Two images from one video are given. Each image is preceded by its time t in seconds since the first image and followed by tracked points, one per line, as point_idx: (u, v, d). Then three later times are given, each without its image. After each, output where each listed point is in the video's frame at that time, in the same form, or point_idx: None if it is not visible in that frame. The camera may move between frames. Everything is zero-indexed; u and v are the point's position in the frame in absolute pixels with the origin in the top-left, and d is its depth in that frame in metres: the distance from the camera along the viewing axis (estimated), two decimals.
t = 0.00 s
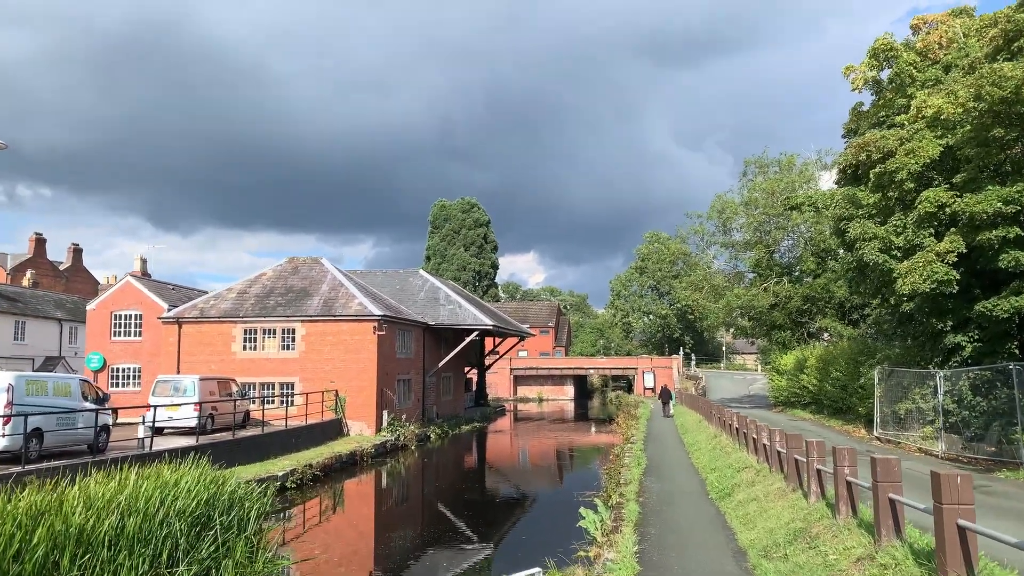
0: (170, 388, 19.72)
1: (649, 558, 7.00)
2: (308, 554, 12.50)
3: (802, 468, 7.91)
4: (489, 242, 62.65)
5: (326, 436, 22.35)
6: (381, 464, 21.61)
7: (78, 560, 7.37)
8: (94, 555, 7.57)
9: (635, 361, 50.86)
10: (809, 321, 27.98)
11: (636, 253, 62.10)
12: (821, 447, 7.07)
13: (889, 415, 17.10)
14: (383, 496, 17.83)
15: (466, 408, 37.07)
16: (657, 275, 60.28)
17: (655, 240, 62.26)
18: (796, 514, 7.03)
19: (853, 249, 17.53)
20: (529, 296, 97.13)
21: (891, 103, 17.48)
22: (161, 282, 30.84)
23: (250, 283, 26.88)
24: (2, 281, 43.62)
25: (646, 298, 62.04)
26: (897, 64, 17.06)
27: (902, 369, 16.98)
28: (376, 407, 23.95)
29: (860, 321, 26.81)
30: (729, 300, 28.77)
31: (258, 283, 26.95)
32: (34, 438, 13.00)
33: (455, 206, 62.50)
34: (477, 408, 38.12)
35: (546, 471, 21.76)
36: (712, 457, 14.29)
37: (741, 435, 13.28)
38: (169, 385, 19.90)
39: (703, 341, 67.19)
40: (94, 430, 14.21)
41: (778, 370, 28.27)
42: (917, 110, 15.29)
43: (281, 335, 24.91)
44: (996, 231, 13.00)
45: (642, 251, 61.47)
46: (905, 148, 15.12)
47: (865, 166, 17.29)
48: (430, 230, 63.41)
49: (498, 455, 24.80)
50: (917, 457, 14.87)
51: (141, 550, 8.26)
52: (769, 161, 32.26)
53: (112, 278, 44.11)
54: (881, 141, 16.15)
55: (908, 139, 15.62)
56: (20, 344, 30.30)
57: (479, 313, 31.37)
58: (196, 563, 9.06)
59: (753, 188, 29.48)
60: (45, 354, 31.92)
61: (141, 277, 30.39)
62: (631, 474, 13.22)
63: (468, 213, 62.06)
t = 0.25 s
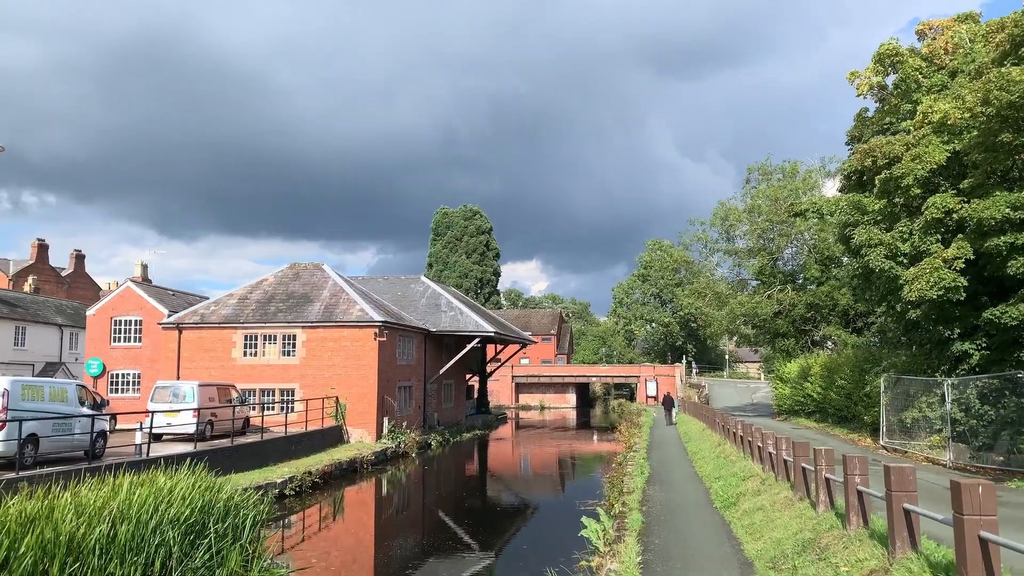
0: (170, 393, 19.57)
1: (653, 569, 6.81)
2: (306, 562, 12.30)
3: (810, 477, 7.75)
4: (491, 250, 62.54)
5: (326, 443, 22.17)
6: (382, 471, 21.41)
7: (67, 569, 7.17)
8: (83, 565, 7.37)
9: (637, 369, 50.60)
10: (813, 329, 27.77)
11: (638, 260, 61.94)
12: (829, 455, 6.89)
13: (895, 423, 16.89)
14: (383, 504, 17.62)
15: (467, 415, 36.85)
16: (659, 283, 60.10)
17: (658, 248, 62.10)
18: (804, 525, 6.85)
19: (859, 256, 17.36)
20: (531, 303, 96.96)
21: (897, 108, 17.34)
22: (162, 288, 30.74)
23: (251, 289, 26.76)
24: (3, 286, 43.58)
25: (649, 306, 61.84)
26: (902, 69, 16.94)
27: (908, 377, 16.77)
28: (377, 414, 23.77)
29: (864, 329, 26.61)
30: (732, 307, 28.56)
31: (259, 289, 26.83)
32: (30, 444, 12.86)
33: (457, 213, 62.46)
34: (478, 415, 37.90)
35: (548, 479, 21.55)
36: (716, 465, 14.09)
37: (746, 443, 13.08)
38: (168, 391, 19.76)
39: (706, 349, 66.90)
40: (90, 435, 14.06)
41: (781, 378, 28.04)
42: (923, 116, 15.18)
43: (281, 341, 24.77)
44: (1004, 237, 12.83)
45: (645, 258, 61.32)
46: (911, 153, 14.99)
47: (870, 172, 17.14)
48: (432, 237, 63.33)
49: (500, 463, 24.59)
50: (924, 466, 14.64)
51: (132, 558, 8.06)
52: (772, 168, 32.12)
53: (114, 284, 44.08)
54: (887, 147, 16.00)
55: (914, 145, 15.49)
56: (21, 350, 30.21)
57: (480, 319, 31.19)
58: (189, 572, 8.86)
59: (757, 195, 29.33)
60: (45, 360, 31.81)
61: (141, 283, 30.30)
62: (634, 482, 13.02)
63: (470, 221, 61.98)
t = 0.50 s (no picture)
0: (167, 397, 19.39)
1: None
2: (302, 569, 12.08)
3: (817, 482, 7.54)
4: (492, 254, 62.37)
5: (324, 448, 21.96)
6: (381, 476, 21.19)
7: None
8: (73, 573, 7.12)
9: (639, 373, 50.34)
10: (816, 333, 27.54)
11: (640, 264, 61.76)
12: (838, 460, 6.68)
13: (901, 428, 16.66)
14: (382, 509, 17.40)
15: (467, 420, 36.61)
16: (661, 287, 59.90)
17: (659, 252, 61.92)
18: (812, 532, 6.63)
19: (863, 259, 17.15)
20: (532, 308, 96.77)
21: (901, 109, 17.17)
22: (160, 291, 30.58)
23: (249, 292, 26.60)
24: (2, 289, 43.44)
25: (650, 310, 61.63)
26: (907, 70, 16.77)
27: (913, 382, 16.55)
28: (376, 418, 23.56)
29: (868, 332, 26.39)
30: (734, 311, 28.33)
31: (258, 292, 26.67)
32: (23, 448, 12.67)
33: (458, 217, 62.34)
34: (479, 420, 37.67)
35: (549, 484, 21.32)
36: (719, 471, 13.87)
37: (749, 448, 12.85)
38: (165, 395, 19.56)
39: (707, 354, 66.64)
40: (84, 438, 13.88)
41: (784, 382, 27.81)
42: (928, 116, 15.00)
43: (280, 345, 24.59)
44: (1011, 239, 12.63)
45: (646, 262, 61.14)
46: (916, 154, 14.82)
47: (875, 173, 16.94)
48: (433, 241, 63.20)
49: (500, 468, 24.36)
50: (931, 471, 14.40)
51: (121, 565, 7.83)
52: (774, 171, 31.95)
53: (112, 287, 43.84)
54: (892, 147, 15.80)
55: (919, 146, 15.30)
56: (18, 353, 30.04)
57: (481, 323, 30.99)
58: None
59: (759, 198, 29.15)
60: (43, 363, 31.64)
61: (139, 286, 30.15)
62: (636, 488, 12.79)
63: (471, 224, 61.84)
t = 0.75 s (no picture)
0: (164, 395, 19.23)
1: None
2: (298, 569, 11.92)
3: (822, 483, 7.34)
4: (493, 252, 62.17)
5: (323, 446, 21.80)
6: (380, 475, 21.02)
7: None
8: (59, 575, 6.91)
9: (640, 372, 50.11)
10: (819, 331, 27.33)
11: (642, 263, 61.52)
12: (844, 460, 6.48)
13: (905, 428, 16.45)
14: (380, 508, 17.23)
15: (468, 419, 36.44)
16: (663, 285, 59.67)
17: (661, 250, 61.68)
18: (818, 534, 6.43)
19: (868, 256, 16.93)
20: (534, 307, 96.58)
21: (906, 105, 16.95)
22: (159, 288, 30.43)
23: (248, 289, 26.44)
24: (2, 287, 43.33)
25: (652, 309, 61.41)
26: (912, 65, 16.55)
27: (917, 381, 16.33)
28: (376, 417, 23.40)
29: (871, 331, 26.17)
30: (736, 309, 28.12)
31: (257, 289, 26.51)
32: (16, 446, 12.51)
33: (459, 215, 62.14)
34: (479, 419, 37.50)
35: (550, 483, 21.14)
36: (721, 471, 13.67)
37: (752, 448, 12.64)
38: (163, 392, 19.40)
39: (709, 353, 66.41)
40: (79, 436, 13.72)
41: (786, 381, 27.59)
42: (934, 111, 14.78)
43: (279, 343, 24.43)
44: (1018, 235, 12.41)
45: (648, 261, 60.91)
46: (921, 150, 14.60)
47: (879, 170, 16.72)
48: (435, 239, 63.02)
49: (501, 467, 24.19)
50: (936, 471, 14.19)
51: (110, 567, 7.64)
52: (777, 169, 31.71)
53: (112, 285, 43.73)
54: (897, 143, 15.57)
55: (925, 142, 15.09)
56: (16, 351, 29.92)
57: (482, 321, 30.79)
58: None
59: (762, 195, 28.92)
60: (41, 361, 31.52)
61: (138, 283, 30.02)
62: (637, 488, 12.59)
63: (473, 223, 61.64)
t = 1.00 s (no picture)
0: (164, 384, 19.14)
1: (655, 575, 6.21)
2: (295, 559, 11.81)
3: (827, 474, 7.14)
4: (497, 244, 61.95)
5: (324, 436, 21.71)
6: (381, 465, 20.91)
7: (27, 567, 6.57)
8: (47, 564, 6.76)
9: (644, 365, 49.92)
10: (825, 323, 27.07)
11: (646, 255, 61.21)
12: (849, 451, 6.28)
13: (911, 420, 16.23)
14: (380, 498, 17.10)
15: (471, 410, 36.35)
16: (667, 278, 59.38)
17: (666, 242, 61.34)
18: (823, 528, 6.23)
19: (875, 246, 16.66)
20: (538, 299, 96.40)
21: (915, 92, 16.64)
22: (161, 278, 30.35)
23: (249, 279, 26.32)
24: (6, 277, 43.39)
25: (656, 301, 61.14)
26: (921, 51, 16.22)
27: (924, 372, 16.09)
28: (377, 407, 23.29)
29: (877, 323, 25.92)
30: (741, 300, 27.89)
31: (258, 279, 26.39)
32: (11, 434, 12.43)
33: (463, 206, 61.91)
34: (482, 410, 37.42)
35: (552, 474, 21.00)
36: (724, 462, 13.48)
37: (755, 439, 12.43)
38: (162, 382, 19.31)
39: (714, 345, 66.16)
40: (76, 424, 13.64)
41: (791, 373, 27.37)
42: (943, 98, 14.48)
43: (280, 333, 24.32)
44: None
45: (653, 253, 60.61)
46: (930, 137, 14.32)
47: (887, 158, 16.43)
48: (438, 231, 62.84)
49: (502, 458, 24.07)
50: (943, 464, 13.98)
51: (100, 557, 7.50)
52: (784, 159, 31.37)
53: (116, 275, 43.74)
54: (905, 131, 15.27)
55: (934, 129, 14.80)
56: (19, 340, 29.93)
57: (485, 312, 30.62)
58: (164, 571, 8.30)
59: (767, 186, 28.62)
60: (43, 350, 31.53)
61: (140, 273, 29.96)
62: (638, 479, 12.42)
63: (477, 214, 61.41)
